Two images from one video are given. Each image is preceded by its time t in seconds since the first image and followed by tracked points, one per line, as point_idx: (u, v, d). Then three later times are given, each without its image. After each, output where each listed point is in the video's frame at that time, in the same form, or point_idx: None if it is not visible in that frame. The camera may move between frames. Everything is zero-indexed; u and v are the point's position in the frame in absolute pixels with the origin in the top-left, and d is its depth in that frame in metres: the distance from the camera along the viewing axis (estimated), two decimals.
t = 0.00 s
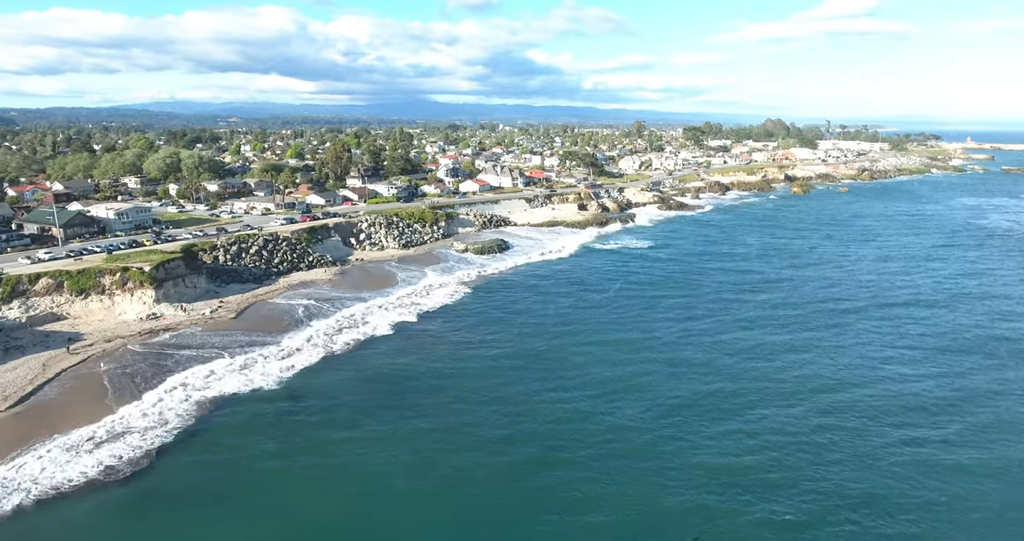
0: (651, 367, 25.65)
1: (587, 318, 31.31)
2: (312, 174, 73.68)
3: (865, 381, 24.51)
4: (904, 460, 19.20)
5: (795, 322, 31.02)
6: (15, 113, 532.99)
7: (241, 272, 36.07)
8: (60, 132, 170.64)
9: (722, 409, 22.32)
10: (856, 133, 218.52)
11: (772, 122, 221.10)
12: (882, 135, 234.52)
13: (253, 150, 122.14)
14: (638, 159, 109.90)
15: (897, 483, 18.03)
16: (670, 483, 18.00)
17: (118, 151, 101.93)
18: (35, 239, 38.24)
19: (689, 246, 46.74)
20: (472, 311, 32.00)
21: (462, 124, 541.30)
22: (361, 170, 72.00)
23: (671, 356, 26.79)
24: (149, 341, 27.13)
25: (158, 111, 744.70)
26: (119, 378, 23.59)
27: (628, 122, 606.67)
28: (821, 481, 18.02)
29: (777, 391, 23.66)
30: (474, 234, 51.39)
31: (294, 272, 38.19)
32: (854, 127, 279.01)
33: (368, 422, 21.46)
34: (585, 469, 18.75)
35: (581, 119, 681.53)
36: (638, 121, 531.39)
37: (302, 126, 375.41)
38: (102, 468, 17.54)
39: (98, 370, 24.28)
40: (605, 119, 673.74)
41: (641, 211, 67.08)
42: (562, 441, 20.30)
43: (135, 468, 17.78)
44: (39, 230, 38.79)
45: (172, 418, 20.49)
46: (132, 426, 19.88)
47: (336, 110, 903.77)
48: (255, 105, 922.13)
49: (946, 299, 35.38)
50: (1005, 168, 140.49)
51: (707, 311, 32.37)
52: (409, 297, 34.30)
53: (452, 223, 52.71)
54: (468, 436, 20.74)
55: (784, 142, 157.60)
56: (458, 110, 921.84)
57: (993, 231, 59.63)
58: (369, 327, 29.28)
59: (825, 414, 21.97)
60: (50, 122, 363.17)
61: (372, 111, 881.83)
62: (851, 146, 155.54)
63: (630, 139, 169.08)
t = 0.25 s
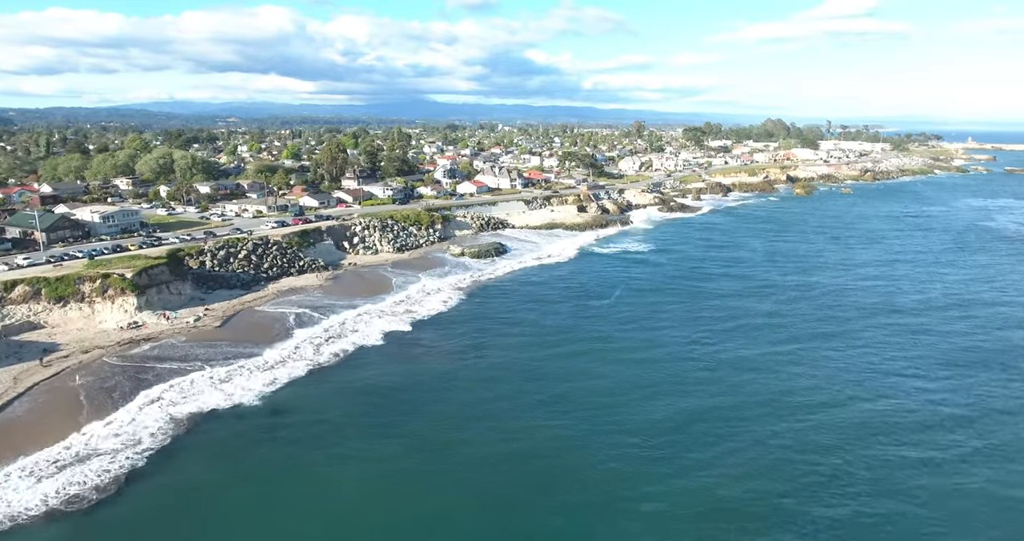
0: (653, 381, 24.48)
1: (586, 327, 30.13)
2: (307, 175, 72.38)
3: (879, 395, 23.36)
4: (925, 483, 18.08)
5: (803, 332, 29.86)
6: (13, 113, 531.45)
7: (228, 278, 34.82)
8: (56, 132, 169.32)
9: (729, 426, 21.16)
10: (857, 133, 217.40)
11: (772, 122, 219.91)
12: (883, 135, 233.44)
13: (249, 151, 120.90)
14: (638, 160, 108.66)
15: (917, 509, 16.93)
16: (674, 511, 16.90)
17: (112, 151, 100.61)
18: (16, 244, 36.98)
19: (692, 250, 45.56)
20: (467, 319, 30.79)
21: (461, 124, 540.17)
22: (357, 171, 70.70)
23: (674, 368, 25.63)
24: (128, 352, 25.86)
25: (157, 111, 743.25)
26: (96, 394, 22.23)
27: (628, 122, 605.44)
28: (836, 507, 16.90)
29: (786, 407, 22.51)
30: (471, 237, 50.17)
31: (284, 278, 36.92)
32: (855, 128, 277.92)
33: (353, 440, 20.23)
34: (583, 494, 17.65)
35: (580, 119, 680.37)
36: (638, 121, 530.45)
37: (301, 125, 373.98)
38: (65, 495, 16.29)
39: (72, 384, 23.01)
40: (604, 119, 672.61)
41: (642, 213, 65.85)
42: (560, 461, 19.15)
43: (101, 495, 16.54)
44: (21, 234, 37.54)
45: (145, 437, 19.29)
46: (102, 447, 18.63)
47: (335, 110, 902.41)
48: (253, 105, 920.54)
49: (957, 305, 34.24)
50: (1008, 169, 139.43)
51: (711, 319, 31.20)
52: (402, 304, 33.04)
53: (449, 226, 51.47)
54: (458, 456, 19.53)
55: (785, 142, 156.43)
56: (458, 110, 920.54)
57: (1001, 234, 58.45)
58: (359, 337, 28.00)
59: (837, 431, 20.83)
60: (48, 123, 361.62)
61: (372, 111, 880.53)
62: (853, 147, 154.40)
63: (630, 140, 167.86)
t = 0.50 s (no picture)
0: (645, 394, 23.42)
1: (576, 336, 29.03)
2: (292, 176, 70.85)
3: (880, 408, 22.40)
4: (934, 505, 17.14)
5: (800, 339, 28.91)
6: None
7: (204, 285, 33.41)
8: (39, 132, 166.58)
9: (725, 444, 20.12)
10: (847, 134, 218.00)
11: (762, 122, 220.21)
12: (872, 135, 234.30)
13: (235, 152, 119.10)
14: (629, 160, 107.87)
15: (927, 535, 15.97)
16: (667, 539, 15.83)
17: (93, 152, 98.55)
18: None
19: (685, 253, 44.60)
20: (453, 328, 29.59)
21: (453, 122, 538.70)
22: (344, 172, 69.27)
23: (667, 380, 24.59)
24: (93, 367, 24.42)
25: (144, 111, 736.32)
26: (57, 414, 20.75)
27: (619, 122, 606.12)
28: (839, 534, 15.90)
29: (784, 422, 21.50)
30: (459, 240, 48.96)
31: (263, 284, 35.52)
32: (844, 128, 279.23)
33: (326, 461, 18.97)
34: (572, 519, 16.52)
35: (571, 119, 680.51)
36: (628, 122, 531.22)
37: (291, 126, 371.25)
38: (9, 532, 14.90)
39: (29, 401, 21.57)
40: (595, 119, 672.94)
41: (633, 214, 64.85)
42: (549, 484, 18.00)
43: (49, 530, 15.20)
44: None
45: (102, 463, 17.95)
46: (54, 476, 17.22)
47: (325, 110, 897.97)
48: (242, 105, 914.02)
49: (956, 310, 33.45)
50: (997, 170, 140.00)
51: (705, 327, 30.20)
52: (386, 311, 31.73)
53: (436, 229, 50.22)
54: (438, 478, 18.34)
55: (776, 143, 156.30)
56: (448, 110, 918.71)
57: (995, 235, 57.99)
58: (339, 348, 26.63)
59: (838, 448, 19.84)
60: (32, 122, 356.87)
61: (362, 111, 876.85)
62: (843, 148, 154.55)
63: (621, 140, 167.30)
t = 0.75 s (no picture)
0: (634, 409, 22.38)
1: (562, 346, 27.92)
2: (271, 177, 69.07)
3: (876, 421, 21.55)
4: (938, 527, 16.30)
5: (792, 347, 28.03)
6: None
7: (172, 294, 31.76)
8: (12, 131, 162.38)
9: (717, 463, 19.14)
10: (831, 133, 219.39)
11: (747, 122, 220.93)
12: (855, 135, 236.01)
13: (215, 152, 116.52)
14: (615, 161, 107.11)
15: None
16: None
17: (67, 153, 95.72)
18: None
19: (673, 256, 43.71)
20: (433, 338, 28.34)
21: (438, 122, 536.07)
22: (324, 173, 67.59)
23: (656, 393, 23.57)
24: (48, 385, 22.83)
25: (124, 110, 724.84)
26: (4, 438, 19.16)
27: (604, 121, 607.23)
28: None
29: (778, 438, 20.55)
30: (442, 243, 47.69)
31: (236, 292, 33.92)
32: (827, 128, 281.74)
33: (292, 486, 17.68)
34: None
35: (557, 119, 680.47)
36: (613, 122, 532.08)
37: (274, 126, 366.87)
38: None
39: None
40: (581, 119, 673.59)
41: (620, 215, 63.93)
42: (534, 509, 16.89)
43: None
44: None
45: (46, 495, 16.44)
46: None
47: (309, 110, 890.21)
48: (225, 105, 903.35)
49: (948, 314, 32.82)
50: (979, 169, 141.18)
51: (695, 334, 29.25)
52: (364, 319, 30.36)
53: (418, 232, 48.84)
54: (412, 503, 17.19)
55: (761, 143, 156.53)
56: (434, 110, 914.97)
57: (981, 236, 57.82)
58: (313, 362, 25.16)
59: (835, 466, 18.94)
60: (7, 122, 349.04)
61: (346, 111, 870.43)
62: (828, 147, 155.16)
63: (607, 141, 166.66)
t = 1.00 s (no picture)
0: (624, 427, 21.30)
1: (549, 357, 26.77)
2: (252, 179, 67.28)
3: (876, 437, 20.64)
4: None
5: (788, 356, 27.06)
6: None
7: (140, 303, 30.13)
8: None
9: (713, 486, 18.13)
10: (816, 134, 220.38)
11: (733, 122, 221.29)
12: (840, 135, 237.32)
13: (195, 153, 114.09)
14: (603, 161, 106.18)
15: None
16: None
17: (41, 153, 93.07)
18: None
19: (663, 260, 42.72)
20: (415, 349, 27.03)
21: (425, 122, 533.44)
22: (306, 175, 65.90)
23: (647, 410, 22.50)
24: None
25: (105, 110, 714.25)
26: None
27: (591, 121, 607.43)
28: None
29: (776, 457, 19.55)
30: (427, 247, 46.34)
31: (209, 301, 32.31)
32: (812, 130, 283.02)
33: (258, 516, 16.34)
34: None
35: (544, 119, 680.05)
36: (600, 122, 532.59)
37: (258, 126, 362.72)
38: None
39: None
40: (568, 119, 673.68)
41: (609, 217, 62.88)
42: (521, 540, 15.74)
43: None
44: None
45: None
46: None
47: (295, 110, 882.99)
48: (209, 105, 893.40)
49: (944, 319, 32.08)
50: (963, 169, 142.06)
51: (687, 343, 28.21)
52: (343, 329, 28.97)
53: (402, 235, 47.43)
54: (389, 533, 15.94)
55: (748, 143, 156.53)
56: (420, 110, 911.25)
57: (971, 236, 57.45)
58: (287, 377, 23.69)
59: (836, 487, 17.94)
60: None
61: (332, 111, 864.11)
62: (814, 147, 155.54)
63: (594, 141, 165.88)
